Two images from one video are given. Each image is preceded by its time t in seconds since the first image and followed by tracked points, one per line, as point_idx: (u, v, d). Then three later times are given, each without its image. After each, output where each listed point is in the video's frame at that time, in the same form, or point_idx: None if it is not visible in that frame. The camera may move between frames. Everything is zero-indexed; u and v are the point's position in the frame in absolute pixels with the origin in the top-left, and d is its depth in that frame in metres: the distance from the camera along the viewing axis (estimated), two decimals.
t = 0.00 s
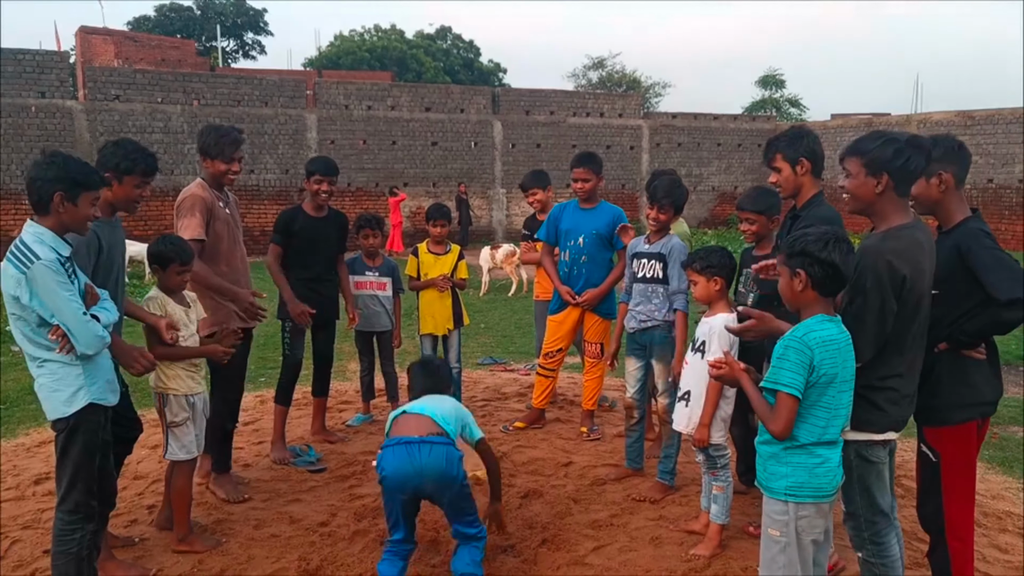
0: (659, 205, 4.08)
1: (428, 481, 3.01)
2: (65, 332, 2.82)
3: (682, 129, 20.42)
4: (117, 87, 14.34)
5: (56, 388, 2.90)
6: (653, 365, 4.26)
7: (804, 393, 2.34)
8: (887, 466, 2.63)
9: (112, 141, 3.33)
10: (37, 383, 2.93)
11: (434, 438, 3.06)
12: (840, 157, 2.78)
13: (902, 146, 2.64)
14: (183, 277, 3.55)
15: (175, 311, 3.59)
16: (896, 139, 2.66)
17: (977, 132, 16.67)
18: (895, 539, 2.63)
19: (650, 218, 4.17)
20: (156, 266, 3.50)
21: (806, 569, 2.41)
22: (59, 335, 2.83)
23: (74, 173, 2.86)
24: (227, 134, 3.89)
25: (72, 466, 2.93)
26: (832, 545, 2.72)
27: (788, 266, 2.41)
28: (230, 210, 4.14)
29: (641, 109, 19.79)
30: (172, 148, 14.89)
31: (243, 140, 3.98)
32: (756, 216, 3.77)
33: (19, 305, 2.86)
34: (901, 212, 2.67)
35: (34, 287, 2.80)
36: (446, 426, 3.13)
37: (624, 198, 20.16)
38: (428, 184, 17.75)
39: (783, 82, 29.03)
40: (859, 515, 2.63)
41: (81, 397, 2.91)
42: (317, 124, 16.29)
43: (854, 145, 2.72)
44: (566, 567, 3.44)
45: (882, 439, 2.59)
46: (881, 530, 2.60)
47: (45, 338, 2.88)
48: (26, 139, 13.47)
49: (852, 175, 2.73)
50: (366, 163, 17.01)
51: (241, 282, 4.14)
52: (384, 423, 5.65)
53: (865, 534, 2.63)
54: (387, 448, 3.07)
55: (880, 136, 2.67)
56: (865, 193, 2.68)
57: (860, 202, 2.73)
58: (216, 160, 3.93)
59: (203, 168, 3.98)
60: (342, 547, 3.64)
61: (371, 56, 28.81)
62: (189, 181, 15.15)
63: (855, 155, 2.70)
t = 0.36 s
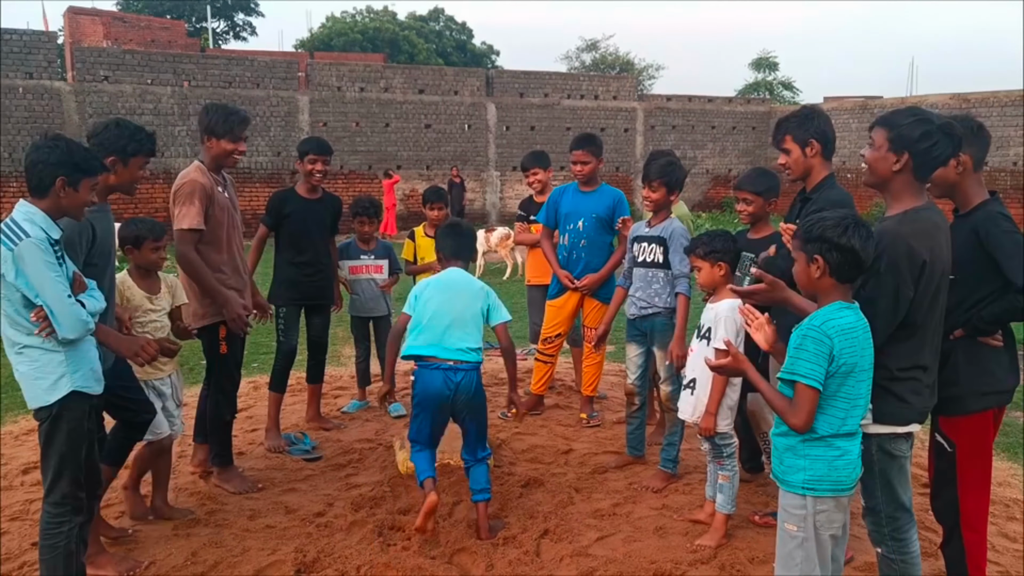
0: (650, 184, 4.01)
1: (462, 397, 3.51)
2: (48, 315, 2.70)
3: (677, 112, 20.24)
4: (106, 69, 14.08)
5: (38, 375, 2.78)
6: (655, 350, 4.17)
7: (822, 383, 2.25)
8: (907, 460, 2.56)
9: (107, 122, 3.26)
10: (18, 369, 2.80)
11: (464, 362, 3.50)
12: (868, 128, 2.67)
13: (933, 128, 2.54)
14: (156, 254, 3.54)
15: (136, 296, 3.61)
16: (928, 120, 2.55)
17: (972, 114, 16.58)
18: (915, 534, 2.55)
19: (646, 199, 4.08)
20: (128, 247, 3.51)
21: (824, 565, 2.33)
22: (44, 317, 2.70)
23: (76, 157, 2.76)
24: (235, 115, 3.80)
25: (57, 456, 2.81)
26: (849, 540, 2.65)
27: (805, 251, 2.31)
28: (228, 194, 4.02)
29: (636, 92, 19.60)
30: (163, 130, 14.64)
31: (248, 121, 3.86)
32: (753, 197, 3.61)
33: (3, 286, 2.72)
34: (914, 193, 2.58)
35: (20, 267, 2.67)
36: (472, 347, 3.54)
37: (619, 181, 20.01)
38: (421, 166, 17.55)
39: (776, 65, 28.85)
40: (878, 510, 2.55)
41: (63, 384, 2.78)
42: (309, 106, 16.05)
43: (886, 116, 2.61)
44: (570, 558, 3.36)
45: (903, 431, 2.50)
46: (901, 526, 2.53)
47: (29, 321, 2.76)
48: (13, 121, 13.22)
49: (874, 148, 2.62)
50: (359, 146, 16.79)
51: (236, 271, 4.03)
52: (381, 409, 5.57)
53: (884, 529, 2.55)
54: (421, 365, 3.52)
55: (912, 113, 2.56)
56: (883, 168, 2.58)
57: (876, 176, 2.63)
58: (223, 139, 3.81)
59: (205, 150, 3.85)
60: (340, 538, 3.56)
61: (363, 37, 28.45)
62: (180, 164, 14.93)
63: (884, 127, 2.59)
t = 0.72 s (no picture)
0: (641, 165, 3.98)
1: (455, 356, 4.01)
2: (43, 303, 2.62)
3: (673, 100, 20.13)
4: (98, 57, 13.90)
5: (36, 363, 2.71)
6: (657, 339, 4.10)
7: (837, 373, 2.20)
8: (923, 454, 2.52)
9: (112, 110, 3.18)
10: (17, 356, 2.74)
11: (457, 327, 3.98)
12: (884, 112, 2.61)
13: (950, 113, 2.47)
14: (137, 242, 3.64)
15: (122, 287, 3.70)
16: (946, 105, 2.48)
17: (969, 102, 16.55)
18: (929, 529, 2.51)
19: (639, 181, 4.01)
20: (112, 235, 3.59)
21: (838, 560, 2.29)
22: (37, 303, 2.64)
23: (76, 141, 2.68)
24: (239, 98, 3.72)
25: (54, 447, 2.73)
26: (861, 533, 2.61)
27: (823, 239, 2.25)
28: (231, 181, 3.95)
29: (632, 80, 19.48)
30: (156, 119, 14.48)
31: (253, 108, 3.78)
32: (746, 183, 3.54)
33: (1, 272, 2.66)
34: (931, 180, 2.52)
35: (16, 253, 2.60)
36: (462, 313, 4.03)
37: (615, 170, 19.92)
38: (417, 155, 17.42)
39: (771, 53, 28.74)
40: (891, 504, 2.51)
41: (59, 373, 2.70)
42: (304, 94, 15.91)
43: (900, 102, 2.55)
44: (574, 551, 3.32)
45: (918, 425, 2.46)
46: (914, 520, 2.49)
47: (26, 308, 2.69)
48: (5, 109, 13.04)
49: (889, 134, 2.56)
50: (353, 134, 16.66)
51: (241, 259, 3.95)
52: (380, 400, 5.51)
53: (896, 523, 2.51)
54: (417, 330, 3.97)
55: (930, 98, 2.49)
56: (898, 155, 2.53)
57: (890, 162, 2.58)
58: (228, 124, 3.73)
59: (207, 137, 3.78)
60: (341, 530, 3.51)
61: (357, 26, 28.21)
62: (173, 153, 14.78)
63: (899, 113, 2.53)
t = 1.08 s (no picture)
0: (647, 153, 3.91)
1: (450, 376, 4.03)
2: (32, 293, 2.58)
3: (667, 89, 20.06)
4: (91, 45, 13.76)
5: (33, 353, 2.67)
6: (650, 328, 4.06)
7: (838, 362, 2.19)
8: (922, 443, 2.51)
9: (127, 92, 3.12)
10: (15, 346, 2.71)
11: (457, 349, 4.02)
12: (872, 102, 2.59)
13: (935, 98, 2.45)
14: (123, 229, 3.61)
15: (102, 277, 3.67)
16: (930, 91, 2.46)
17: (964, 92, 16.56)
18: (927, 517, 2.51)
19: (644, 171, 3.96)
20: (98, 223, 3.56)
21: (840, 550, 2.28)
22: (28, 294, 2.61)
23: (73, 125, 2.63)
24: (236, 91, 3.68)
25: (52, 437, 2.68)
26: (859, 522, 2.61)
27: (824, 227, 2.23)
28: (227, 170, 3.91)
29: (626, 69, 19.39)
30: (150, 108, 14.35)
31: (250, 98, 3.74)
32: (732, 171, 3.54)
33: None
34: (925, 166, 2.49)
35: (13, 242, 2.56)
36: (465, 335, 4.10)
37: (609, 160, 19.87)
38: (410, 144, 17.31)
39: (765, 42, 28.67)
40: (889, 493, 2.51)
41: (56, 363, 2.66)
42: (297, 83, 15.79)
43: (889, 91, 2.53)
44: (571, 541, 3.31)
45: (917, 414, 2.46)
46: (911, 509, 2.48)
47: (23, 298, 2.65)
48: None
49: (878, 123, 2.54)
50: (347, 124, 16.55)
51: (239, 252, 3.88)
52: (376, 389, 5.49)
53: (893, 511, 2.51)
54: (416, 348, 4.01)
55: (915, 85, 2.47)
56: (886, 143, 2.50)
57: (880, 152, 2.54)
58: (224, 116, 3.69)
59: (203, 127, 3.73)
60: (337, 521, 3.49)
61: (350, 15, 27.98)
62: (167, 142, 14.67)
63: (887, 102, 2.51)
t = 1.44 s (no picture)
0: (642, 155, 3.91)
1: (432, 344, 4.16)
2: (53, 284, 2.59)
3: (663, 88, 20.08)
4: (86, 44, 13.72)
5: (41, 352, 2.64)
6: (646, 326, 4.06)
7: (836, 361, 2.19)
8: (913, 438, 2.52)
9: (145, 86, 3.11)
10: (17, 344, 2.67)
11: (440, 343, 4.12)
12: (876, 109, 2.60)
13: (944, 102, 2.45)
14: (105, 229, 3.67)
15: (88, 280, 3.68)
16: (938, 94, 2.46)
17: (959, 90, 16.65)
18: (920, 513, 2.52)
19: (638, 169, 3.97)
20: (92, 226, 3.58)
21: (839, 547, 2.28)
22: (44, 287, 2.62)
23: (81, 126, 2.63)
24: (231, 93, 3.67)
25: (59, 434, 2.66)
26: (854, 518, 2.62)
27: (824, 228, 2.24)
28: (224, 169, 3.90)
29: (622, 68, 19.40)
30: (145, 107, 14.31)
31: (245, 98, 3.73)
32: (728, 170, 3.54)
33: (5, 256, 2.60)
34: (936, 174, 2.50)
35: (29, 236, 2.57)
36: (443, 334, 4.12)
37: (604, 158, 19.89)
38: (406, 143, 17.29)
39: (760, 41, 28.72)
40: (883, 489, 2.52)
41: (64, 362, 2.64)
42: (292, 82, 15.76)
43: (893, 97, 2.54)
44: (569, 539, 3.32)
45: (910, 409, 2.47)
46: (905, 504, 2.50)
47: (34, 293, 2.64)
48: None
49: (885, 129, 2.54)
50: (343, 122, 16.52)
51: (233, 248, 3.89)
52: (373, 388, 5.48)
53: (887, 507, 2.52)
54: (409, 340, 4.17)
55: (922, 89, 2.47)
56: (897, 150, 2.51)
57: (891, 158, 2.55)
58: (219, 118, 3.67)
59: (200, 126, 3.71)
60: (336, 519, 3.49)
61: (344, 14, 27.94)
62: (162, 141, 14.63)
63: (893, 108, 2.51)
